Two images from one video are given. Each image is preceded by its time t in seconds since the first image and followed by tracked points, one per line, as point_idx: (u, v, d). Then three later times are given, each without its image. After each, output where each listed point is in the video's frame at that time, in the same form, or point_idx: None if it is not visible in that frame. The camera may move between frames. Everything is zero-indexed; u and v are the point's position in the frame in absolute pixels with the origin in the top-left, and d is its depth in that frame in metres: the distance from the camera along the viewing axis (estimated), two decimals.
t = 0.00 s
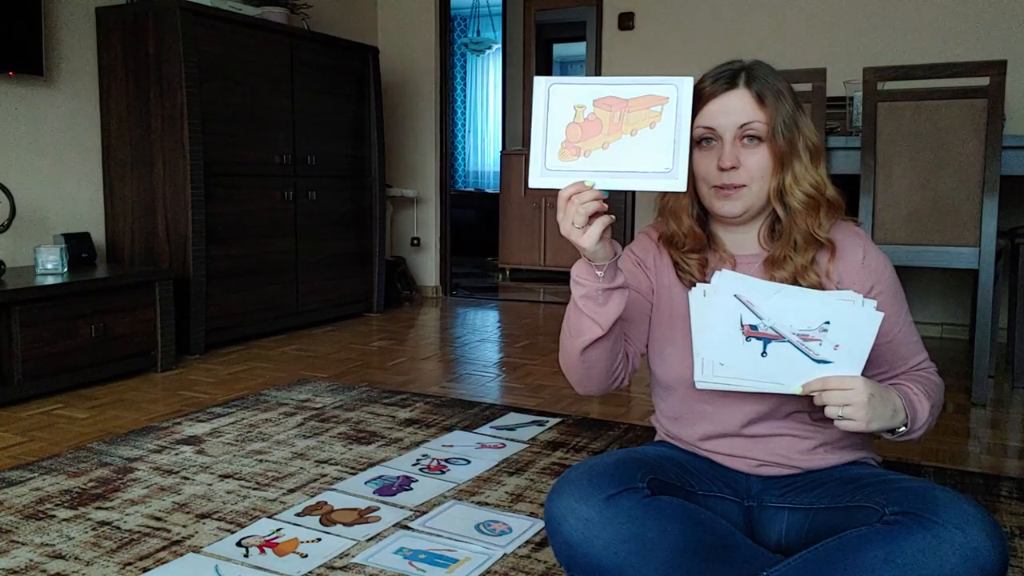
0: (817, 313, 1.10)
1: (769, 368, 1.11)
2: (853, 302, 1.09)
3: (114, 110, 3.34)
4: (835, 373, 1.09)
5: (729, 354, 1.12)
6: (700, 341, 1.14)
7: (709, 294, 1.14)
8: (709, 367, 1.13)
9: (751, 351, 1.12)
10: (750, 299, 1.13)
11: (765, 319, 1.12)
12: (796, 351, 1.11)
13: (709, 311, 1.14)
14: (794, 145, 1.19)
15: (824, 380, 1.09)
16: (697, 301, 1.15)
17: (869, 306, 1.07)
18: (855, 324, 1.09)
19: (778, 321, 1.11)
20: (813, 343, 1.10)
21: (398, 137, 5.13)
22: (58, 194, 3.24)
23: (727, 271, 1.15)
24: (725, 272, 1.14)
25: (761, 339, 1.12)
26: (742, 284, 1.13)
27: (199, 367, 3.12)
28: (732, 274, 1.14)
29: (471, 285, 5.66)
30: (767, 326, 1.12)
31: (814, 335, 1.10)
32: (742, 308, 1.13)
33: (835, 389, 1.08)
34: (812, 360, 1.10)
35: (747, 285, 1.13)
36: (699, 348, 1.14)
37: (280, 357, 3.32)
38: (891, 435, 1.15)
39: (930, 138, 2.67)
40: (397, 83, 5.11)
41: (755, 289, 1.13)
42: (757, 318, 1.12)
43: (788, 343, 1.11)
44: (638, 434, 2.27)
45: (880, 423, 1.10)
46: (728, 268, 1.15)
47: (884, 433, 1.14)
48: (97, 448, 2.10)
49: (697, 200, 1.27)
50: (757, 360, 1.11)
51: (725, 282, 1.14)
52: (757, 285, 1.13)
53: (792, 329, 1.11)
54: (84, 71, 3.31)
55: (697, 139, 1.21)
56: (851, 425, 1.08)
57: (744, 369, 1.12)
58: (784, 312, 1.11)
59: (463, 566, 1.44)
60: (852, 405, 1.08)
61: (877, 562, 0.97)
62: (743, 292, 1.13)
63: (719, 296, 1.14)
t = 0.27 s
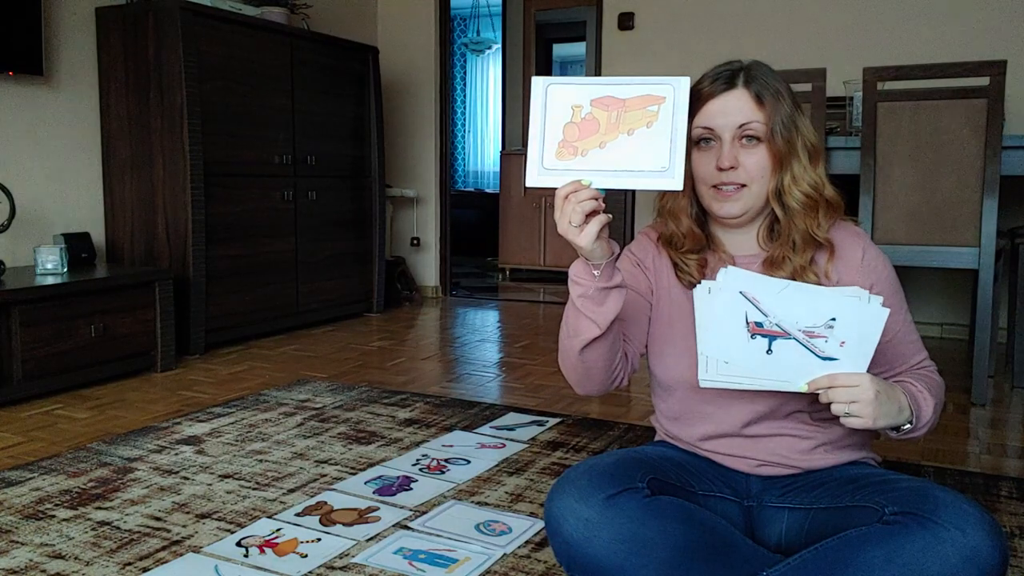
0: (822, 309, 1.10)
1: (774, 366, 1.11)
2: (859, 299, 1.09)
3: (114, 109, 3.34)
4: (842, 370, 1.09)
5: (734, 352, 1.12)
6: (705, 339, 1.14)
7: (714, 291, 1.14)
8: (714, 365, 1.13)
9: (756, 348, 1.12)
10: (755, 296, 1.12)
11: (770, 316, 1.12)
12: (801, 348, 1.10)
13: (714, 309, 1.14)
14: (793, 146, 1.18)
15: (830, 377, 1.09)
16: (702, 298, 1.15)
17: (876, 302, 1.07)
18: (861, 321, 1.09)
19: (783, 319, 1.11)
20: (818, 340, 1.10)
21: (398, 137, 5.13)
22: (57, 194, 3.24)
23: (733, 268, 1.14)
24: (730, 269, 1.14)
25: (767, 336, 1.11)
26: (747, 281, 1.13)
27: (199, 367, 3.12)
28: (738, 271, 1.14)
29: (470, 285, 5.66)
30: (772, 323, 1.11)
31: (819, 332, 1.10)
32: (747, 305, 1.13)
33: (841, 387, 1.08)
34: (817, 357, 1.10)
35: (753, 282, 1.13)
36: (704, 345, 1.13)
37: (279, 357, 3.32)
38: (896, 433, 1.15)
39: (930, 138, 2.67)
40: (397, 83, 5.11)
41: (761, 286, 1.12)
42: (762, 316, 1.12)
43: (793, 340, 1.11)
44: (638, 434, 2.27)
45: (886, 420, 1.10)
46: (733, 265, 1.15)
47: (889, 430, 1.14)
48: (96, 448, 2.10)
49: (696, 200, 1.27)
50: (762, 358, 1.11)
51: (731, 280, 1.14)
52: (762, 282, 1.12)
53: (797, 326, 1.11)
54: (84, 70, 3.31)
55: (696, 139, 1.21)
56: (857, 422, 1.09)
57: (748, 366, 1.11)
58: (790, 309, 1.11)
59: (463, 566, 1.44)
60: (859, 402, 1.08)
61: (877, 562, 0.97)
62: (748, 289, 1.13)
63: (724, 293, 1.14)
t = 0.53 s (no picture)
0: (822, 310, 1.09)
1: (773, 367, 1.10)
2: (859, 299, 1.08)
3: (114, 109, 3.34)
4: (842, 371, 1.09)
5: (733, 354, 1.12)
6: (704, 340, 1.14)
7: (713, 293, 1.14)
8: (712, 366, 1.12)
9: (756, 349, 1.11)
10: (755, 298, 1.12)
11: (769, 317, 1.11)
12: (801, 348, 1.10)
13: (712, 310, 1.14)
14: (791, 146, 1.19)
15: (829, 378, 1.09)
16: (701, 299, 1.15)
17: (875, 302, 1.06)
18: (861, 321, 1.08)
19: (782, 320, 1.11)
20: (818, 340, 1.09)
21: (398, 137, 5.13)
22: (57, 195, 3.24)
23: (732, 270, 1.14)
24: (730, 271, 1.14)
25: (766, 337, 1.11)
26: (746, 281, 1.13)
27: (199, 367, 3.12)
28: (737, 272, 1.14)
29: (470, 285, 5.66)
30: (772, 324, 1.11)
31: (819, 333, 1.09)
32: (746, 306, 1.13)
33: (840, 387, 1.08)
34: (817, 357, 1.09)
35: (752, 283, 1.13)
36: (704, 347, 1.13)
37: (279, 357, 3.32)
38: (896, 433, 1.15)
39: (930, 138, 2.67)
40: (397, 83, 5.11)
41: (760, 287, 1.12)
42: (761, 317, 1.12)
43: (793, 341, 1.10)
44: (638, 434, 2.27)
45: (886, 420, 1.10)
46: (732, 267, 1.15)
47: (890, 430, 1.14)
48: (97, 448, 2.10)
49: (695, 201, 1.27)
50: (761, 359, 1.11)
51: (730, 281, 1.14)
52: (761, 283, 1.12)
53: (797, 327, 1.10)
54: (84, 70, 3.31)
55: (694, 140, 1.22)
56: (856, 422, 1.09)
57: (748, 366, 1.11)
58: (789, 310, 1.10)
59: (463, 566, 1.44)
60: (858, 403, 1.08)
61: (877, 562, 0.98)
62: (748, 291, 1.13)
63: (723, 295, 1.14)
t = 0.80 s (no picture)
0: (834, 298, 1.06)
1: (783, 356, 1.08)
2: (872, 287, 1.05)
3: (114, 109, 3.34)
4: (854, 359, 1.06)
5: (742, 342, 1.09)
6: (714, 327, 1.11)
7: (724, 278, 1.11)
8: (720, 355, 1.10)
9: (765, 337, 1.09)
10: (766, 284, 1.09)
11: (780, 304, 1.08)
12: (812, 337, 1.07)
13: (722, 297, 1.11)
14: (787, 146, 1.18)
15: (842, 366, 1.06)
16: (711, 284, 1.12)
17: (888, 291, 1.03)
18: (873, 309, 1.05)
19: (795, 307, 1.07)
20: (830, 328, 1.06)
21: (398, 136, 5.13)
22: (57, 194, 3.24)
23: (745, 253, 1.11)
24: (742, 255, 1.10)
25: (776, 325, 1.08)
26: (757, 267, 1.09)
27: (199, 367, 3.12)
28: (748, 257, 1.10)
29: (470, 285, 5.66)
30: (783, 312, 1.08)
31: (831, 320, 1.06)
32: (757, 293, 1.09)
33: (854, 375, 1.05)
34: (829, 346, 1.06)
35: (763, 269, 1.09)
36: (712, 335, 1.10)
37: (279, 357, 3.32)
38: (905, 426, 1.13)
39: (930, 138, 2.67)
40: (397, 83, 5.11)
41: (772, 273, 1.09)
42: (771, 304, 1.09)
43: (804, 330, 1.07)
44: (638, 434, 2.27)
45: (898, 411, 1.07)
46: (744, 251, 1.11)
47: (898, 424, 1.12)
48: (97, 448, 2.10)
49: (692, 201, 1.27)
50: (772, 346, 1.08)
51: (742, 266, 1.10)
52: (774, 269, 1.08)
53: (808, 315, 1.07)
54: (84, 70, 3.31)
55: (691, 140, 1.22)
56: (868, 412, 1.05)
57: (757, 354, 1.09)
58: (801, 297, 1.07)
59: (463, 566, 1.44)
60: (871, 392, 1.05)
61: (877, 562, 0.98)
62: (760, 276, 1.09)
63: (734, 280, 1.10)
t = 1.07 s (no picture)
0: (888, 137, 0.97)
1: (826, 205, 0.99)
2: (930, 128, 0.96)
3: (115, 109, 3.34)
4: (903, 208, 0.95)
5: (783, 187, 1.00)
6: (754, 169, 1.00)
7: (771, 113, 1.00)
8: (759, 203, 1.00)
9: (809, 182, 0.99)
10: (818, 121, 0.98)
11: (830, 142, 0.98)
12: (861, 180, 0.97)
13: (768, 131, 1.00)
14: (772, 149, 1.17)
15: (890, 214, 0.94)
16: (758, 120, 1.01)
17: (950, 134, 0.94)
18: (930, 154, 0.96)
19: (844, 149, 0.98)
20: (881, 171, 0.97)
21: (399, 136, 5.14)
22: (58, 194, 3.24)
23: (800, 84, 1.00)
24: (796, 85, 0.99)
25: (823, 166, 0.98)
26: (810, 99, 0.99)
27: (199, 367, 3.12)
28: (801, 88, 0.99)
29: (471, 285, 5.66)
30: (832, 153, 0.98)
31: (883, 163, 0.97)
32: (805, 129, 0.99)
33: (902, 220, 0.93)
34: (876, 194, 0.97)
35: (815, 102, 0.99)
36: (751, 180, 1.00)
37: (279, 357, 3.33)
38: (952, 306, 0.95)
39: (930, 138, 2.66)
40: (397, 83, 5.11)
41: (824, 106, 0.98)
42: (820, 142, 0.98)
43: (852, 173, 0.97)
44: (638, 434, 2.27)
45: (951, 272, 0.92)
46: (796, 81, 1.00)
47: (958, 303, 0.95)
48: (97, 448, 2.10)
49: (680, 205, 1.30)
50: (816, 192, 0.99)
51: (792, 100, 0.99)
52: (828, 102, 0.98)
53: (859, 155, 0.97)
54: (84, 70, 3.31)
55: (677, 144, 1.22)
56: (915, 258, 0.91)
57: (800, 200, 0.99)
58: (854, 136, 0.97)
59: (463, 566, 1.44)
60: (919, 234, 0.91)
61: (877, 562, 0.97)
62: (812, 110, 0.99)
63: (784, 115, 0.99)
